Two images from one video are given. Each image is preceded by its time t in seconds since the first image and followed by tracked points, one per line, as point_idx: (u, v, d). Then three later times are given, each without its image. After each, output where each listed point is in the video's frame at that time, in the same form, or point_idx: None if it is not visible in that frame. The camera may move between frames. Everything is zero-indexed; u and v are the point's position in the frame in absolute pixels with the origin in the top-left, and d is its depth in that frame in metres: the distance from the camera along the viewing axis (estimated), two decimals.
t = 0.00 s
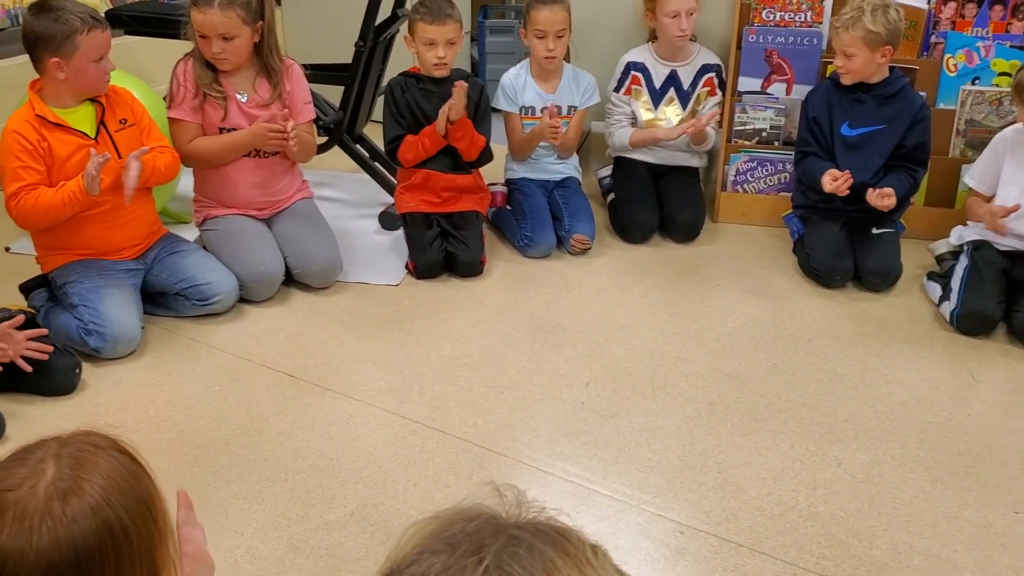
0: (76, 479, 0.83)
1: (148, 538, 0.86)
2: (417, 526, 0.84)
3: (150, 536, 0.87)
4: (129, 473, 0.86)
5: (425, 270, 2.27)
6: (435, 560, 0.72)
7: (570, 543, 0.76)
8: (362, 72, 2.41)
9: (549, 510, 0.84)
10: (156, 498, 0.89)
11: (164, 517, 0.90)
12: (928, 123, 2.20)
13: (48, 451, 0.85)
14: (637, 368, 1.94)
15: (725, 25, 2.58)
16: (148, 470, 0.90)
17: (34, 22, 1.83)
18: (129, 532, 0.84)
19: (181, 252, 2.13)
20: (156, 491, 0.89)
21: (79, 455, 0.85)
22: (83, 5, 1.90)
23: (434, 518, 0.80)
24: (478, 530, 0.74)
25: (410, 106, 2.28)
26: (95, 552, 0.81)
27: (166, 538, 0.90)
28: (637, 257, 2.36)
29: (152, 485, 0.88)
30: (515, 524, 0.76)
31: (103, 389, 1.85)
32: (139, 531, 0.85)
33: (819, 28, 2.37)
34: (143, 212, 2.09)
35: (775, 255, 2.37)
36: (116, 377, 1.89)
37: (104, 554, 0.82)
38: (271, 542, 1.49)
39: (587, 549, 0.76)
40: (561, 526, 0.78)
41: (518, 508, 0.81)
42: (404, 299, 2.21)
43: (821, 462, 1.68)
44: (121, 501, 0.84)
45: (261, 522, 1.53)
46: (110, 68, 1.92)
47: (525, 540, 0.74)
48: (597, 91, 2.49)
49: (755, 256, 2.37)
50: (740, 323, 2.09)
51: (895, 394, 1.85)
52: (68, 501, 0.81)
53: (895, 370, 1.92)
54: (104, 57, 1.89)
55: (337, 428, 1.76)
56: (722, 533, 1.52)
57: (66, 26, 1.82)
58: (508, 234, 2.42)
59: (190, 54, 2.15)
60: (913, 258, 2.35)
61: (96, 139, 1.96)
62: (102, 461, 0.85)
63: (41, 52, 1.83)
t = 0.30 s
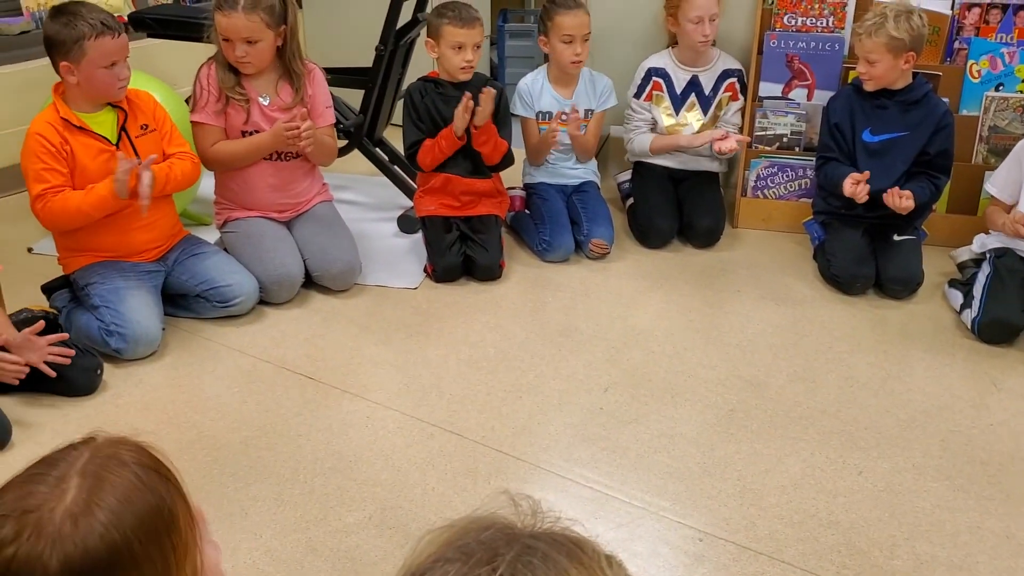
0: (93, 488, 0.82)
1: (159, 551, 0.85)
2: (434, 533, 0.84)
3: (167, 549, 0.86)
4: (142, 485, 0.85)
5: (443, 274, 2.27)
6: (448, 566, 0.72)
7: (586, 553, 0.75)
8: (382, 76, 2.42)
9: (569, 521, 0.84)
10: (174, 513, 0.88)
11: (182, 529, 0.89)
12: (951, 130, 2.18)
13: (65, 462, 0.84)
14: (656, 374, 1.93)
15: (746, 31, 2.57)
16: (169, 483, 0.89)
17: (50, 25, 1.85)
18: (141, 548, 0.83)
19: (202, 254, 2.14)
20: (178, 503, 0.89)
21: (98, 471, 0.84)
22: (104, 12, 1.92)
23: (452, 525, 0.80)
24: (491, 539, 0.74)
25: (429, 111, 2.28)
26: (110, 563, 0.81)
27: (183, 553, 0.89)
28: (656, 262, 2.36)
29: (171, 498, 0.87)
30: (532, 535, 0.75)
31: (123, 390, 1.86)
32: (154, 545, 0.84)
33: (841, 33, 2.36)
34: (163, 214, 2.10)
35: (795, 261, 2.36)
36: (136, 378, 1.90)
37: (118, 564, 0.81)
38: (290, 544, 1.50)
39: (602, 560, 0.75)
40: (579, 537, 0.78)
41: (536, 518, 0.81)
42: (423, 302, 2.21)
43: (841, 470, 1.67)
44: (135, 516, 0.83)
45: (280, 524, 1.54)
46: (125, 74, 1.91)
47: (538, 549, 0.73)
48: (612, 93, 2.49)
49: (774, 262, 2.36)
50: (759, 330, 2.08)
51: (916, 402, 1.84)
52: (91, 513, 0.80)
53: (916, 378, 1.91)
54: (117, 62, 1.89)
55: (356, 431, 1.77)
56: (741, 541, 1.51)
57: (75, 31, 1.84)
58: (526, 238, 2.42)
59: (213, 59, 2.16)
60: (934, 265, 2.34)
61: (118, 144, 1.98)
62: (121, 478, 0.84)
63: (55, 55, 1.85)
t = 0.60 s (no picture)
0: (65, 485, 0.80)
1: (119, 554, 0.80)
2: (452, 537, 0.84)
3: (144, 550, 0.82)
4: (126, 490, 0.82)
5: (459, 276, 2.27)
6: (465, 565, 0.72)
7: (604, 560, 0.74)
8: (401, 78, 2.43)
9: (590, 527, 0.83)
10: (152, 515, 0.83)
11: (168, 527, 0.84)
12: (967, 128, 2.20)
13: (49, 455, 0.83)
14: (672, 379, 1.93)
15: (766, 36, 2.57)
16: (156, 487, 0.84)
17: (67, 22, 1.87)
18: (99, 555, 0.79)
19: (221, 254, 2.15)
20: (168, 502, 0.85)
21: (72, 472, 0.81)
22: (114, 11, 1.89)
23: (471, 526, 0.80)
24: (508, 541, 0.74)
25: (447, 113, 2.28)
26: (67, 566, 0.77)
27: (167, 557, 0.84)
28: (672, 267, 2.36)
29: (151, 501, 0.83)
30: (552, 539, 0.75)
31: (141, 389, 1.87)
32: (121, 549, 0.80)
33: (861, 40, 2.36)
34: (184, 215, 2.11)
35: (812, 267, 2.36)
36: (154, 377, 1.91)
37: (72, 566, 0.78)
38: (305, 544, 1.50)
39: (621, 566, 0.75)
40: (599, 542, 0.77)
41: (557, 523, 0.81)
42: (439, 304, 2.21)
43: (858, 479, 1.66)
44: (100, 519, 0.79)
45: (296, 524, 1.54)
46: (127, 82, 1.89)
47: (555, 552, 0.73)
48: (628, 95, 2.49)
49: (792, 269, 2.35)
50: (777, 336, 2.07)
51: (934, 411, 1.83)
52: (52, 512, 0.78)
53: (934, 387, 1.90)
54: (116, 70, 1.87)
55: (372, 433, 1.77)
56: (756, 548, 1.51)
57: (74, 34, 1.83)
58: (543, 241, 2.42)
59: (234, 60, 2.17)
60: (953, 273, 2.32)
61: (140, 144, 1.99)
62: (96, 484, 0.81)
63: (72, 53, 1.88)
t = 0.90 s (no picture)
0: (66, 476, 0.78)
1: (87, 553, 0.76)
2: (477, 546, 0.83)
3: (123, 555, 0.78)
4: (125, 492, 0.79)
5: (474, 279, 2.28)
6: (489, 567, 0.73)
7: (632, 574, 0.73)
8: (419, 81, 2.44)
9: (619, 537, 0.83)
10: (145, 522, 0.80)
11: (161, 536, 0.81)
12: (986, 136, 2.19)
13: (62, 443, 0.82)
14: (687, 385, 1.93)
15: (785, 42, 2.56)
16: (156, 496, 0.81)
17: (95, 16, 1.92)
18: (72, 554, 0.75)
19: (239, 254, 2.16)
20: (162, 510, 0.81)
21: (78, 465, 0.79)
22: (134, 12, 1.90)
23: (500, 532, 0.80)
24: (535, 547, 0.74)
25: (465, 117, 2.30)
26: (40, 558, 0.75)
27: (150, 568, 0.80)
28: (688, 272, 2.36)
29: (145, 508, 0.80)
30: (580, 549, 0.75)
31: (158, 388, 1.88)
32: (108, 550, 0.77)
33: (880, 47, 2.35)
34: (202, 214, 2.12)
35: (829, 274, 2.35)
36: (171, 377, 1.92)
37: (45, 558, 0.75)
38: (321, 545, 1.51)
39: None
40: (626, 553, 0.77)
41: (587, 535, 0.80)
42: (455, 307, 2.22)
43: (874, 487, 1.66)
44: (86, 516, 0.76)
45: (311, 524, 1.55)
46: (129, 84, 1.89)
47: (577, 563, 0.72)
48: (644, 99, 2.47)
49: (808, 276, 2.35)
50: (793, 343, 2.07)
51: (951, 421, 1.82)
52: (41, 496, 0.76)
53: (951, 397, 1.89)
54: (121, 72, 1.88)
55: (388, 435, 1.78)
56: (772, 556, 1.50)
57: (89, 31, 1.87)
58: (558, 245, 2.43)
59: (253, 60, 2.19)
60: (970, 282, 2.32)
61: (162, 140, 2.00)
62: (98, 482, 0.79)
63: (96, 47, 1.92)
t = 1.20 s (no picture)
0: (97, 470, 0.79)
1: (107, 550, 0.76)
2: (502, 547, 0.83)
3: (144, 556, 0.78)
4: (152, 492, 0.80)
5: (491, 280, 2.28)
6: (511, 562, 0.73)
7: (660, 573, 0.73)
8: (438, 83, 2.44)
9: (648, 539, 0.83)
10: (168, 525, 0.80)
11: (183, 541, 0.81)
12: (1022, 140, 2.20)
13: (99, 438, 0.84)
14: (706, 389, 1.92)
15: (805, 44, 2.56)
16: (183, 500, 0.81)
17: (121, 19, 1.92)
18: (92, 551, 0.76)
19: (259, 255, 2.17)
20: (186, 516, 0.81)
21: (110, 460, 0.80)
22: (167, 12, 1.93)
23: (530, 533, 0.80)
24: (557, 545, 0.74)
25: (485, 119, 2.30)
26: (63, 551, 0.76)
27: (169, 571, 0.80)
28: (706, 276, 2.35)
29: (170, 511, 0.80)
30: (602, 549, 0.74)
31: (178, 387, 1.89)
32: (130, 549, 0.77)
33: (902, 51, 2.34)
34: (222, 214, 2.13)
35: (848, 279, 2.34)
36: (191, 375, 1.93)
37: (67, 549, 0.76)
38: (340, 545, 1.51)
39: None
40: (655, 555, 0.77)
41: (613, 538, 0.80)
42: (473, 308, 2.22)
43: (894, 493, 1.65)
44: (110, 513, 0.77)
45: (330, 524, 1.55)
46: (178, 81, 1.94)
47: (595, 560, 0.72)
48: (665, 104, 2.47)
49: (828, 280, 2.34)
50: (812, 348, 2.06)
51: (972, 428, 1.81)
52: (71, 487, 0.78)
53: (972, 403, 1.88)
54: (170, 69, 1.92)
55: (406, 436, 1.78)
56: (791, 561, 1.49)
57: (132, 34, 1.88)
58: (576, 248, 2.42)
59: (273, 60, 2.19)
60: (990, 287, 2.30)
61: (183, 137, 2.01)
62: (128, 479, 0.79)
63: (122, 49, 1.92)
